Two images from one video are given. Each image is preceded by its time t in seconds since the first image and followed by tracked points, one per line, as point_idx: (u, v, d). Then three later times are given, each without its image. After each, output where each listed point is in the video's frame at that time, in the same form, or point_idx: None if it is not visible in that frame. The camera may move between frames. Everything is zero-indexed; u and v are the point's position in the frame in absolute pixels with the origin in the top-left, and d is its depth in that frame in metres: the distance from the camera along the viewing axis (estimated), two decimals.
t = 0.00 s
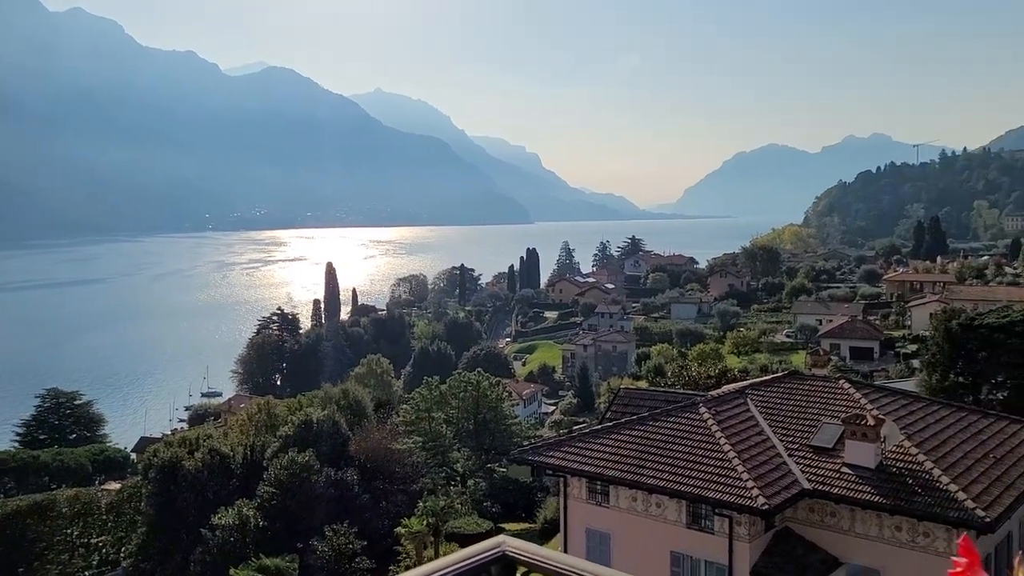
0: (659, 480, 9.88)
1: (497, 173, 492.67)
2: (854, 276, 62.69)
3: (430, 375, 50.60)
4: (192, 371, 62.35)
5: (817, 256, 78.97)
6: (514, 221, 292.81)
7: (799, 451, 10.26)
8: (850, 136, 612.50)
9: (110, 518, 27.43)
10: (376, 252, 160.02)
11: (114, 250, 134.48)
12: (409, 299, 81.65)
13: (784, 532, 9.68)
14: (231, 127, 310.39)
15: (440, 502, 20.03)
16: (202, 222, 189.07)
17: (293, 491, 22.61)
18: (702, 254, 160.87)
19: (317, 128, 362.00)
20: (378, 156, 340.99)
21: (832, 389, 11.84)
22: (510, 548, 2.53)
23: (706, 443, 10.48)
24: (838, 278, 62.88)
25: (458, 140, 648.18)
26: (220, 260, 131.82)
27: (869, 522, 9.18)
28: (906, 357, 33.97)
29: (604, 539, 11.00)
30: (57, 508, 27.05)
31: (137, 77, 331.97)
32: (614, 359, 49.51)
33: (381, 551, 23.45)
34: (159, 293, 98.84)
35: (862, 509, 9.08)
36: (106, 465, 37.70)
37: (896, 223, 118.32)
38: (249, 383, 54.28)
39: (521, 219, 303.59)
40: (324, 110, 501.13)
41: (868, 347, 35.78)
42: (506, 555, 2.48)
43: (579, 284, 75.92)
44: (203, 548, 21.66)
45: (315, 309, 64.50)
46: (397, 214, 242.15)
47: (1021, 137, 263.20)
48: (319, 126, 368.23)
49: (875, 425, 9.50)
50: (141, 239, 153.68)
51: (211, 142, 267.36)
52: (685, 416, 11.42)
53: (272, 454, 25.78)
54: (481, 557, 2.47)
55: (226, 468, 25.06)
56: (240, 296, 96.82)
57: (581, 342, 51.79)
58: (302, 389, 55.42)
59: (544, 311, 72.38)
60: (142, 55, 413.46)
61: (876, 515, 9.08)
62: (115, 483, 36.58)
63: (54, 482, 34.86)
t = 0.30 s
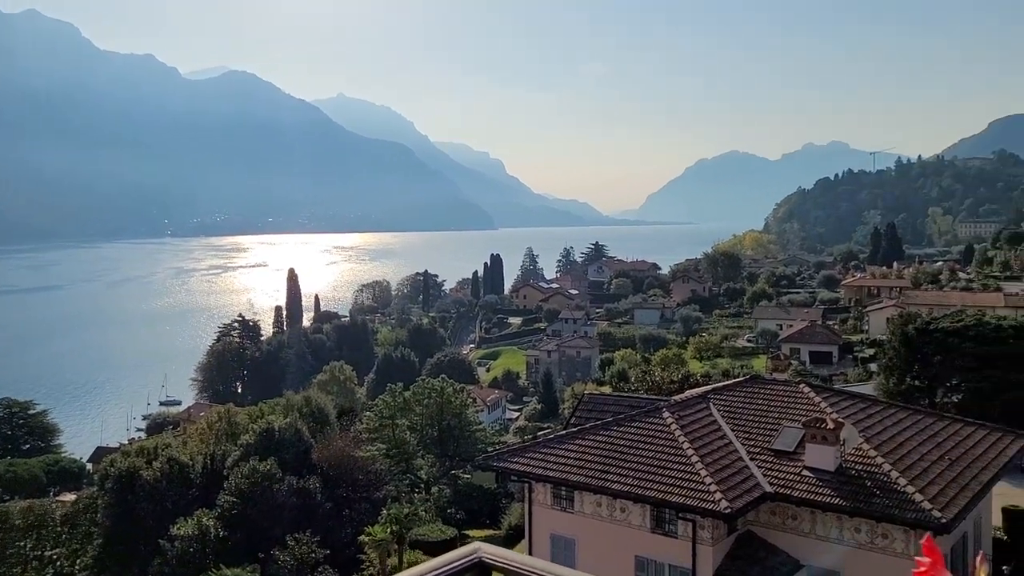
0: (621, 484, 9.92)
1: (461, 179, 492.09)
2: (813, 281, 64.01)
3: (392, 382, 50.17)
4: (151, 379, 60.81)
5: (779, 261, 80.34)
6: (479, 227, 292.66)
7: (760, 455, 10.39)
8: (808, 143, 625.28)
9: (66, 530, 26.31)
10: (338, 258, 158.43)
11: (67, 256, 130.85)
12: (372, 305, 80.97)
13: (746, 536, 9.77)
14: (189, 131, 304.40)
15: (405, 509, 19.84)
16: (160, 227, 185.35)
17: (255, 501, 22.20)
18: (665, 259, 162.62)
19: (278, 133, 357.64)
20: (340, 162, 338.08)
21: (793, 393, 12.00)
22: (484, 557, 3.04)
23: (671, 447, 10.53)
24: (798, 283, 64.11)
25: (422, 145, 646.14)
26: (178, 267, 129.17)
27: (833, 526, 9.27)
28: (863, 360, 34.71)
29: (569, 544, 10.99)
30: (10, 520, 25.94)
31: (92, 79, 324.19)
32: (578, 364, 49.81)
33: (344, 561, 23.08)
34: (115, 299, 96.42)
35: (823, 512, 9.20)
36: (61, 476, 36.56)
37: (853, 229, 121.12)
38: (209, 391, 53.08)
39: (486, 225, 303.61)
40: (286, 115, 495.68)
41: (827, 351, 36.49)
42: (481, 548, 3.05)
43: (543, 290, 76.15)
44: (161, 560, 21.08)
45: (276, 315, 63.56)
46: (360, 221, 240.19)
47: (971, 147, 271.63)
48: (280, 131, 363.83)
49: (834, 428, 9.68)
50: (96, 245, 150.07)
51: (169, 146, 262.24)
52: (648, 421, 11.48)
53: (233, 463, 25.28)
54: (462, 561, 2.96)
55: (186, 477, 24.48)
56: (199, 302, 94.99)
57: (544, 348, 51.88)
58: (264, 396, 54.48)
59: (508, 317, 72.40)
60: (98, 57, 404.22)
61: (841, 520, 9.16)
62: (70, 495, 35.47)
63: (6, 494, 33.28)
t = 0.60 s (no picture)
0: (582, 491, 9.92)
1: (422, 185, 489.82)
2: (769, 287, 65.33)
3: (352, 390, 49.53)
4: (102, 388, 58.97)
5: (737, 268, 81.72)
6: (440, 233, 291.54)
7: (719, 459, 10.50)
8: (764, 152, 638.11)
9: (11, 542, 25.41)
10: (296, 264, 156.14)
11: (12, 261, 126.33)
12: (331, 312, 79.99)
13: (704, 540, 9.86)
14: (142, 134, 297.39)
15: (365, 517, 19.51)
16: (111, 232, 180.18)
17: (211, 510, 21.55)
18: (625, 266, 164.17)
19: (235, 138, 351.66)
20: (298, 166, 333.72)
21: (751, 398, 12.18)
22: None
23: (631, 452, 10.58)
24: (755, 289, 65.35)
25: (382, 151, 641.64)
26: (130, 273, 125.75)
27: (788, 527, 9.43)
28: (818, 365, 35.52)
29: (529, 551, 10.95)
30: None
31: (38, 79, 314.20)
32: (539, 370, 49.89)
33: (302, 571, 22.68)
34: (63, 306, 93.39)
35: (780, 515, 9.33)
36: (7, 488, 35.20)
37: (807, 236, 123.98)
38: (164, 400, 51.76)
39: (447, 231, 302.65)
40: (243, 119, 487.59)
41: (783, 356, 37.20)
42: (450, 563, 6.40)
43: (503, 296, 76.14)
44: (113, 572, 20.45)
45: (233, 322, 62.31)
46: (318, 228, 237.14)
47: (920, 157, 280.68)
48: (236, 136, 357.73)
49: (790, 433, 9.84)
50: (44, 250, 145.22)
51: (121, 149, 255.56)
52: (608, 427, 11.51)
53: (188, 472, 24.66)
54: None
55: (138, 487, 23.76)
56: (153, 309, 92.66)
57: (505, 354, 51.85)
58: (220, 404, 53.28)
59: (469, 323, 72.20)
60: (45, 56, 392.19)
61: (795, 521, 9.33)
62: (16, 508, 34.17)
63: None
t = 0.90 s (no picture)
0: (541, 495, 9.90)
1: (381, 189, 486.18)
2: (725, 292, 66.47)
3: (309, 396, 48.73)
4: (50, 395, 56.99)
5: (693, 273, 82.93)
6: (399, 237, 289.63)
7: (677, 463, 10.58)
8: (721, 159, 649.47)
9: None
10: (252, 268, 153.39)
11: None
12: (288, 317, 78.77)
13: (662, 543, 9.92)
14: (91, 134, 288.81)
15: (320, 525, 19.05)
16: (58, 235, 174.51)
17: (163, 520, 20.96)
18: (585, 270, 165.42)
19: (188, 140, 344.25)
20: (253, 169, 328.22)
21: (708, 403, 12.31)
22: None
23: (589, 456, 10.61)
24: (711, 294, 66.43)
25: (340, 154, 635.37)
26: (79, 277, 122.05)
27: (743, 529, 9.56)
28: (772, 369, 36.25)
29: (488, 556, 10.88)
30: None
31: None
32: (498, 376, 49.83)
33: None
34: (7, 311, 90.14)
35: (737, 517, 9.45)
36: None
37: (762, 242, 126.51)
38: (114, 407, 50.26)
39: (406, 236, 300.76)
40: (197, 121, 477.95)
41: (739, 360, 37.86)
42: (418, 569, 6.67)
43: (462, 300, 75.84)
44: None
45: (186, 327, 60.85)
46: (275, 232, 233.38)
47: (871, 165, 288.95)
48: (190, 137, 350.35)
49: (747, 436, 9.94)
50: None
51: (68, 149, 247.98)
52: (566, 431, 11.52)
53: (139, 481, 24.03)
54: None
55: (87, 496, 23.09)
56: (103, 313, 90.06)
57: (464, 359, 51.64)
58: (173, 411, 51.95)
59: (428, 328, 71.81)
60: None
61: (750, 523, 9.46)
62: None
63: None
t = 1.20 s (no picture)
0: (495, 499, 9.87)
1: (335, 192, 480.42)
2: (677, 297, 67.51)
3: (260, 402, 47.72)
4: None
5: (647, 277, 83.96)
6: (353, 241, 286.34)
7: (630, 467, 10.65)
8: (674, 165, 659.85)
9: None
10: (201, 272, 149.76)
11: None
12: (238, 321, 77.11)
13: (615, 546, 9.98)
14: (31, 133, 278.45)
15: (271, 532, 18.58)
16: None
17: (108, 530, 20.34)
18: (541, 275, 166.04)
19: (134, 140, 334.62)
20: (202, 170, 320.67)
21: (661, 406, 12.43)
22: None
23: (543, 460, 10.61)
24: (664, 298, 67.40)
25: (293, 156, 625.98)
26: (18, 280, 117.42)
27: (696, 532, 9.65)
28: (723, 372, 36.89)
29: (441, 561, 10.79)
30: None
31: None
32: (452, 380, 49.57)
33: None
34: None
35: (688, 520, 9.55)
36: None
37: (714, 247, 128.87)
38: (57, 414, 48.48)
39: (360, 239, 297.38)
40: (144, 121, 465.36)
41: (691, 364, 38.44)
42: None
43: (416, 305, 75.28)
44: None
45: (133, 332, 59.04)
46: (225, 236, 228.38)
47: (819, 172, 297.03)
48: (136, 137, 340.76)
49: (699, 439, 10.06)
50: None
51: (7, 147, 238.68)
52: (520, 436, 11.49)
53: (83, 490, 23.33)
54: None
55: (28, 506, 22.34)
56: (43, 318, 86.81)
57: (418, 364, 51.25)
58: (119, 418, 50.36)
59: (381, 332, 71.14)
60: None
61: (702, 526, 9.57)
62: None
63: None
